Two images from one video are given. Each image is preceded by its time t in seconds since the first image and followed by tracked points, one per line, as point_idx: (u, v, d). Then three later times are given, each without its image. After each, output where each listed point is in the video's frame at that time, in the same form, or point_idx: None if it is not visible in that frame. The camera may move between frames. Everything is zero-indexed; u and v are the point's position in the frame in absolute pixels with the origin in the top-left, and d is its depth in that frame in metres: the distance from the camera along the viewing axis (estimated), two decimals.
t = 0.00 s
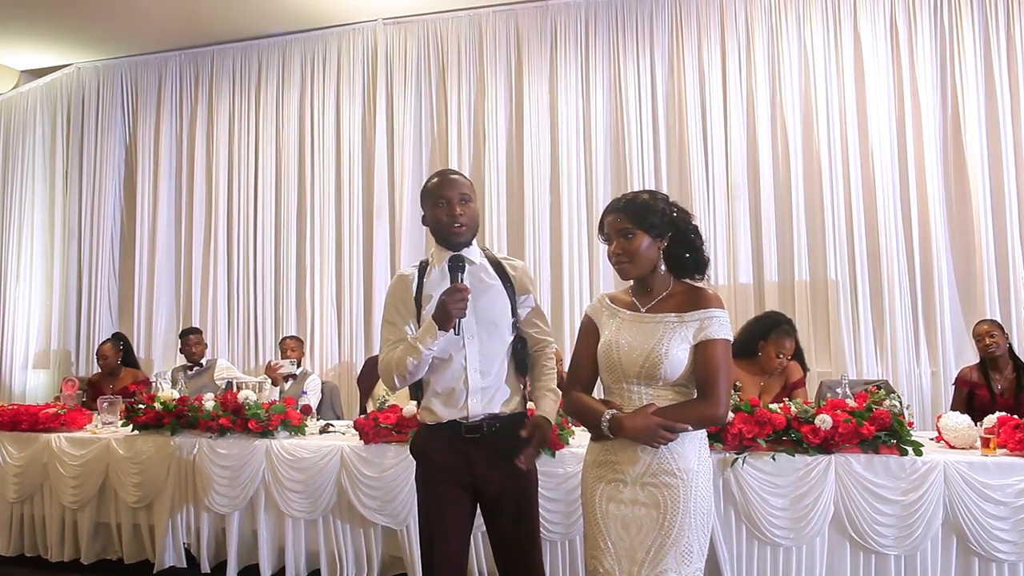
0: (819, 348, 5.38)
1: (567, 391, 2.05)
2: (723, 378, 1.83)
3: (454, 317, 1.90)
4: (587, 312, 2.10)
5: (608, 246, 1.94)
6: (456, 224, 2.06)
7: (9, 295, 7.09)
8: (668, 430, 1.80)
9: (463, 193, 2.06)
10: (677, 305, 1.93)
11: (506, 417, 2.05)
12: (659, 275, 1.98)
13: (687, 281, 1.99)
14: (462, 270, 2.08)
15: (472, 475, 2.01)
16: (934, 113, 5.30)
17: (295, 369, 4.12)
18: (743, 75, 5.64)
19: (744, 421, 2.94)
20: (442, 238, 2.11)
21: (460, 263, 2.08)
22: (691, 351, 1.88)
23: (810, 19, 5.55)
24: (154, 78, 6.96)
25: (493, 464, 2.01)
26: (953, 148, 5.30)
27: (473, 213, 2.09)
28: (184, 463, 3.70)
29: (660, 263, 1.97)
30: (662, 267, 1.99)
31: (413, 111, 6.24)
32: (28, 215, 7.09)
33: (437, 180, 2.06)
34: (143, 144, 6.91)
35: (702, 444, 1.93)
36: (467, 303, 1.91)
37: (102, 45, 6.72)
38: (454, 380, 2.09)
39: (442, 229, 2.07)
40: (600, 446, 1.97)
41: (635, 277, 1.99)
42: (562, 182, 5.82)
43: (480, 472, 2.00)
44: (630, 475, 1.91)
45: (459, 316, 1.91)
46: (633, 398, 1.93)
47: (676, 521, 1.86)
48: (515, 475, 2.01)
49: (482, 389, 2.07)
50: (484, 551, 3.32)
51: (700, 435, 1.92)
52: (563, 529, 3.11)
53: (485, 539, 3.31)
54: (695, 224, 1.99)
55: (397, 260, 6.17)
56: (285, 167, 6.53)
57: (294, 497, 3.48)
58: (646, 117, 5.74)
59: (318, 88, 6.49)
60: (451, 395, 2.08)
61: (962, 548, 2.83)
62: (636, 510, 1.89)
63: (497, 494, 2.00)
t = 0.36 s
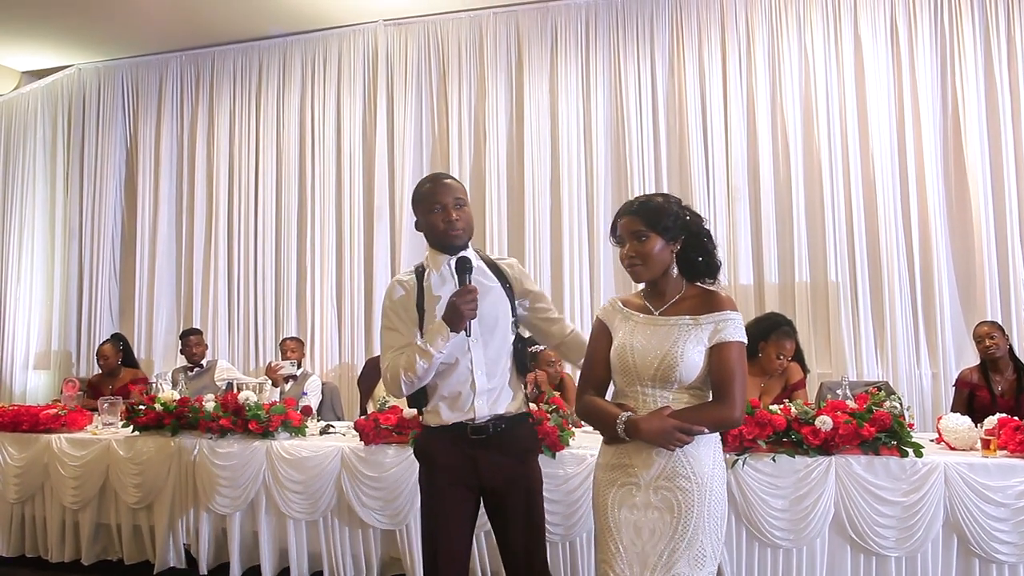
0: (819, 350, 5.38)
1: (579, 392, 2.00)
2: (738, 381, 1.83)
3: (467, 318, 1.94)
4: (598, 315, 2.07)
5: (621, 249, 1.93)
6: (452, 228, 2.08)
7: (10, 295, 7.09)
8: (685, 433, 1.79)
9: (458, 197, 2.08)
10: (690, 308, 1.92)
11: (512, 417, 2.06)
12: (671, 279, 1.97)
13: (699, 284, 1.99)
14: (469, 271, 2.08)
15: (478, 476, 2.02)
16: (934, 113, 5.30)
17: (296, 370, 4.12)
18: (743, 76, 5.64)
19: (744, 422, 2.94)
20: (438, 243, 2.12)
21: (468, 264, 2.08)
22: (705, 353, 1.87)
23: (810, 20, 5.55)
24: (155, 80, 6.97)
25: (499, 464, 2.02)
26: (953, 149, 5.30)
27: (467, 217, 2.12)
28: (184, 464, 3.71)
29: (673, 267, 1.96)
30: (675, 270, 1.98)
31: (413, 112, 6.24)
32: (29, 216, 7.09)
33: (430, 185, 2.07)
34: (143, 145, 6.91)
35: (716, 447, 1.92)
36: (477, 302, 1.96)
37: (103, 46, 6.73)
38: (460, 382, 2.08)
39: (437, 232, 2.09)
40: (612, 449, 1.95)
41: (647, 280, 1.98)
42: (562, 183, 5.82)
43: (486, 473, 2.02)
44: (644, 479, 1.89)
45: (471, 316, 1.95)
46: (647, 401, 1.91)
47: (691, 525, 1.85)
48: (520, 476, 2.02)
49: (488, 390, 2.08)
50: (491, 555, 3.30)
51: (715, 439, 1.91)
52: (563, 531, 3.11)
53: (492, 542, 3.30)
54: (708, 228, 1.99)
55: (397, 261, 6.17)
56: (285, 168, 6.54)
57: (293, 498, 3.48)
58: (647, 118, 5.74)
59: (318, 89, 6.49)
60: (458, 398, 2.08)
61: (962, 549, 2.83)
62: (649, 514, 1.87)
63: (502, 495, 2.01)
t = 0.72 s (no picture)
0: (816, 349, 5.39)
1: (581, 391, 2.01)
2: (738, 381, 1.82)
3: (478, 306, 1.91)
4: (602, 313, 2.07)
5: (626, 247, 1.93)
6: (470, 220, 2.04)
7: (6, 293, 7.07)
8: (681, 432, 1.78)
9: (478, 189, 2.03)
10: (693, 308, 1.92)
11: (537, 419, 2.05)
12: (677, 278, 1.97)
13: (703, 283, 2.01)
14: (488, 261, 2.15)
15: (498, 475, 2.02)
16: (931, 114, 5.32)
17: (292, 367, 4.12)
18: (742, 76, 5.64)
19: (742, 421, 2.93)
20: (461, 235, 2.10)
21: (486, 257, 2.14)
22: (706, 354, 1.87)
23: (808, 20, 5.56)
24: (153, 76, 6.95)
25: (521, 464, 2.01)
26: (951, 150, 5.32)
27: (489, 210, 2.05)
28: (181, 461, 3.71)
29: (679, 266, 1.97)
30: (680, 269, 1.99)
31: (411, 110, 6.24)
32: (25, 213, 7.07)
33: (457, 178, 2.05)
34: (141, 143, 6.90)
35: (715, 448, 1.91)
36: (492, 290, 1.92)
37: (101, 42, 6.72)
38: (480, 377, 2.09)
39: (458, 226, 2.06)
40: (612, 447, 1.96)
41: (652, 279, 1.98)
42: (560, 182, 5.82)
43: (507, 474, 2.01)
44: (640, 477, 1.88)
45: (483, 305, 1.92)
46: (647, 399, 1.91)
47: (687, 524, 1.84)
48: (542, 477, 2.00)
49: (509, 387, 2.07)
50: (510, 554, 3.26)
51: (714, 439, 1.90)
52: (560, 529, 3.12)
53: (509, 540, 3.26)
54: (712, 226, 2.01)
55: (395, 259, 6.17)
56: (283, 166, 6.53)
57: (290, 496, 3.48)
58: (645, 117, 5.74)
59: (317, 87, 6.49)
60: (476, 393, 2.08)
61: (957, 548, 2.84)
62: (646, 512, 1.87)
63: (525, 497, 2.00)
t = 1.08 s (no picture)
0: (813, 346, 5.40)
1: (578, 386, 1.99)
2: (731, 379, 1.82)
3: (496, 302, 1.90)
4: (599, 311, 2.06)
5: (621, 243, 1.92)
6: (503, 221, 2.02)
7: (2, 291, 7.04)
8: (674, 430, 1.79)
9: (514, 190, 2.01)
10: (687, 305, 1.92)
11: (560, 420, 2.01)
12: (672, 275, 1.97)
13: (698, 280, 1.99)
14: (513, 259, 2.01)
15: (519, 474, 1.98)
16: (928, 112, 5.32)
17: (290, 365, 4.12)
18: (739, 73, 5.64)
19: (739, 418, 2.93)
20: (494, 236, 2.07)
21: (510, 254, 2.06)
22: (698, 351, 1.87)
23: (805, 17, 5.56)
24: (149, 73, 6.93)
25: (543, 463, 1.98)
26: (947, 148, 5.33)
27: (523, 211, 2.04)
28: (178, 460, 3.70)
29: (674, 262, 1.96)
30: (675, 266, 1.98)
31: (409, 108, 6.24)
32: (21, 211, 7.04)
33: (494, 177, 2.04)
34: (137, 141, 6.89)
35: (709, 445, 1.91)
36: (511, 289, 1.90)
37: (97, 40, 6.70)
38: (501, 377, 2.06)
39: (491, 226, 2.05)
40: (608, 444, 1.96)
41: (647, 277, 1.97)
42: (557, 180, 5.82)
43: (528, 473, 1.97)
44: (635, 474, 1.89)
45: (501, 302, 1.91)
46: (640, 396, 1.91)
47: (680, 521, 1.84)
48: (561, 476, 1.97)
49: (531, 387, 2.03)
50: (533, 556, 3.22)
51: (708, 437, 1.90)
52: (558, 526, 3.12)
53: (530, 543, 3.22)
54: (708, 224, 2.00)
55: (392, 257, 6.17)
56: (280, 164, 6.52)
57: (288, 494, 3.47)
58: (641, 114, 5.75)
59: (313, 85, 6.47)
60: (499, 391, 2.05)
61: (953, 545, 2.85)
62: (640, 509, 1.87)
63: (547, 492, 1.97)
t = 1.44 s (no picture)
0: (814, 345, 5.40)
1: (574, 384, 1.98)
2: (725, 377, 1.81)
3: (509, 310, 1.89)
4: (594, 309, 2.05)
5: (616, 240, 1.92)
6: (521, 220, 2.03)
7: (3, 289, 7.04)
8: (669, 428, 1.79)
9: (532, 188, 2.00)
10: (681, 302, 1.92)
11: (569, 419, 2.01)
12: (666, 272, 1.97)
13: (693, 277, 1.98)
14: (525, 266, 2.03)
15: (527, 471, 1.98)
16: (930, 111, 5.32)
17: (291, 364, 4.12)
18: (740, 71, 5.63)
19: (740, 417, 2.94)
20: (512, 234, 2.09)
21: (525, 257, 2.04)
22: (693, 348, 1.87)
23: (807, 15, 5.56)
24: (149, 71, 6.93)
25: (551, 461, 1.97)
26: (948, 146, 5.33)
27: (540, 210, 2.03)
28: (179, 458, 3.71)
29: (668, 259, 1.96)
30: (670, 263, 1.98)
31: (410, 106, 6.24)
32: (22, 210, 7.03)
33: (513, 175, 2.04)
34: (138, 139, 6.88)
35: (703, 443, 1.91)
36: (525, 297, 1.89)
37: (97, 38, 6.70)
38: (513, 374, 2.05)
39: (508, 225, 2.06)
40: (602, 441, 1.93)
41: (641, 274, 1.97)
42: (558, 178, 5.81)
43: (535, 470, 1.97)
44: (629, 471, 1.88)
45: (515, 310, 1.89)
46: (634, 393, 1.91)
47: (675, 518, 1.84)
48: (569, 473, 1.96)
49: (542, 385, 2.02)
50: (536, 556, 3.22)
51: (702, 434, 1.90)
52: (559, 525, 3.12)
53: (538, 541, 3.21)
54: (703, 221, 1.99)
55: (394, 256, 6.18)
56: (281, 162, 6.51)
57: (289, 492, 3.47)
58: (643, 111, 5.74)
59: (314, 82, 6.47)
60: (509, 389, 2.04)
61: (955, 544, 2.85)
62: (635, 507, 1.87)
63: (555, 494, 1.97)
